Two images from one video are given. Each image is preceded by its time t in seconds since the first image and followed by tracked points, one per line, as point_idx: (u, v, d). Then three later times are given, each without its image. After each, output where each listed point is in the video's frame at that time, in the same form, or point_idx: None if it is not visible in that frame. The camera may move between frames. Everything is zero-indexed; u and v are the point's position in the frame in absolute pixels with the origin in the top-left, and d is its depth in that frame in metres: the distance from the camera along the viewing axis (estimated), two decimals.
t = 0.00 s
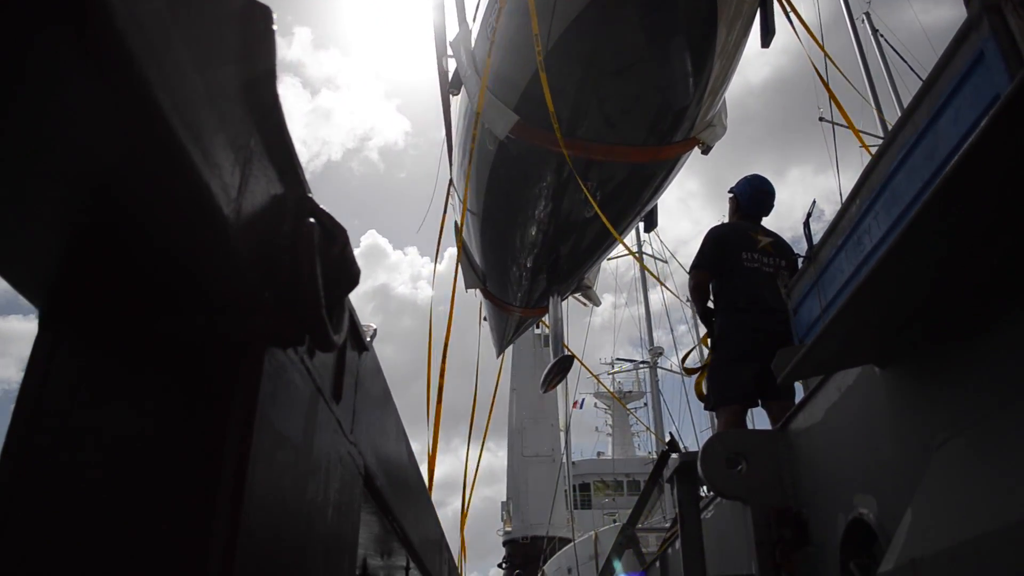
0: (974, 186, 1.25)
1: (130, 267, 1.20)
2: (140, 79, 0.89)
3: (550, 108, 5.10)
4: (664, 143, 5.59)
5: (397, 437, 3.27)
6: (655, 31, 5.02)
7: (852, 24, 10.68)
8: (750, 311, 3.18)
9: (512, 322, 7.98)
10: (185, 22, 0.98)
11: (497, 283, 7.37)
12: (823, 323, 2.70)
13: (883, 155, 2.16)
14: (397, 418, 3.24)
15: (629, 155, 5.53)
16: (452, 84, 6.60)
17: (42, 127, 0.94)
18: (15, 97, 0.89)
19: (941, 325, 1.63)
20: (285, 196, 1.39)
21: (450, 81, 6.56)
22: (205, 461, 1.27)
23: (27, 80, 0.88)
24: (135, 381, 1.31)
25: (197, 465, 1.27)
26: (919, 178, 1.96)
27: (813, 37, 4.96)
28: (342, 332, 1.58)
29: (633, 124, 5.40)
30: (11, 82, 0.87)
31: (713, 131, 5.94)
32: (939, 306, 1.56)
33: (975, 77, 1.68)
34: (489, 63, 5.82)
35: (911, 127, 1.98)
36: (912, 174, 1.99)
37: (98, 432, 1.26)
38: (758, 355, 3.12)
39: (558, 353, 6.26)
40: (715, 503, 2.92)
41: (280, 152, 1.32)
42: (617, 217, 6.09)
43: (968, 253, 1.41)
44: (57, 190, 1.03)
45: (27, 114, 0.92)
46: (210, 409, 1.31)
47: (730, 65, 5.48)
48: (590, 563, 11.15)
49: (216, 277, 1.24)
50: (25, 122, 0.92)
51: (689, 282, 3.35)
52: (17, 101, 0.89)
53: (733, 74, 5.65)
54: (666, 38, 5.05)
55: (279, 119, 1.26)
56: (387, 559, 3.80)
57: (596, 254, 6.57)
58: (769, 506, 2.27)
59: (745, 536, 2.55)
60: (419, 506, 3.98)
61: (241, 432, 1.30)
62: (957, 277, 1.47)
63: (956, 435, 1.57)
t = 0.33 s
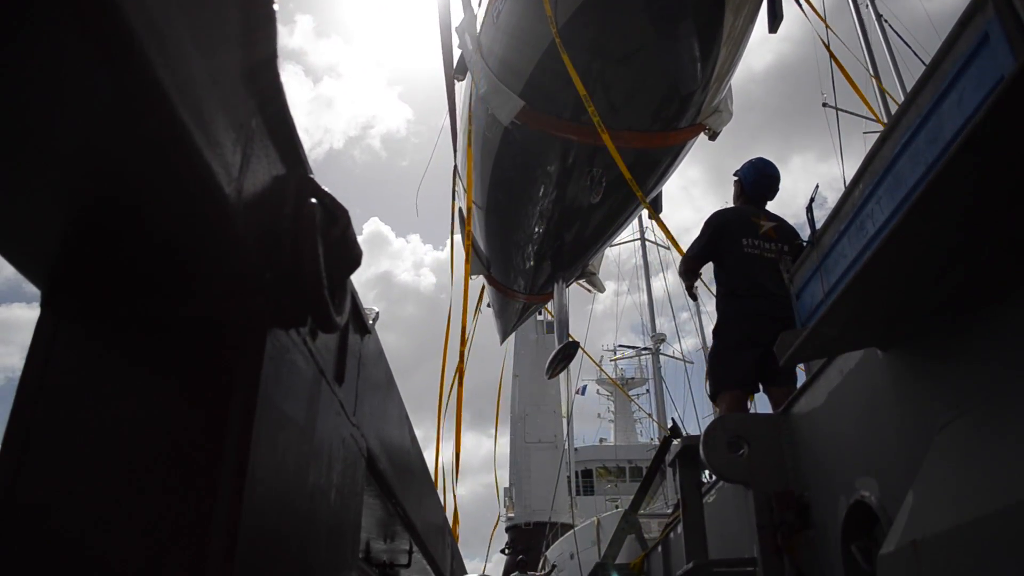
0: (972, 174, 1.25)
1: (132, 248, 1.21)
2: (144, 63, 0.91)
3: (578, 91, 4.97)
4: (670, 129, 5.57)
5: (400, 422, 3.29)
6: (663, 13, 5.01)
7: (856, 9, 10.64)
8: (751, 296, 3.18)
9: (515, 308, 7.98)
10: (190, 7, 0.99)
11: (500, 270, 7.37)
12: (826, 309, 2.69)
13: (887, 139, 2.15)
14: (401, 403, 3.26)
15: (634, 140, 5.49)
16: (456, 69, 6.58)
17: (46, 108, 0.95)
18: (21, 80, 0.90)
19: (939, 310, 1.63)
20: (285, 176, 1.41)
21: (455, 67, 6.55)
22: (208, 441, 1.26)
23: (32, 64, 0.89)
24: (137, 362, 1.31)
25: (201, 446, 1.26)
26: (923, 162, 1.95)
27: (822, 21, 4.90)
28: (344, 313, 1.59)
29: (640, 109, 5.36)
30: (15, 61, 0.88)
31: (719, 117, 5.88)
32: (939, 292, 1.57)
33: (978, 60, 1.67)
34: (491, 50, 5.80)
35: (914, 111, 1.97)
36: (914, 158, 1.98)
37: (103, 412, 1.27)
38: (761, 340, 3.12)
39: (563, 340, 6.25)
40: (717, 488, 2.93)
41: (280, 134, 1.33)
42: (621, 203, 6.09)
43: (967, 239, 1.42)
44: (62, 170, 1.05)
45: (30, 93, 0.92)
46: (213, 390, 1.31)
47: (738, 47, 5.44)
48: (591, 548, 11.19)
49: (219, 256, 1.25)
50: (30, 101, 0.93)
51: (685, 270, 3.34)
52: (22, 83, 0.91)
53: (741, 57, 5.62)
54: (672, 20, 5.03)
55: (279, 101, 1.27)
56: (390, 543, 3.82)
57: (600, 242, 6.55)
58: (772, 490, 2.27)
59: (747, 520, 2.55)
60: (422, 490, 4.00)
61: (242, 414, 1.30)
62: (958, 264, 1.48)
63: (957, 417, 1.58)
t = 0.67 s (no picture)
0: (972, 157, 1.26)
1: (134, 222, 1.22)
2: (148, 41, 0.91)
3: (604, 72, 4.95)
4: (674, 114, 5.58)
5: (402, 405, 3.29)
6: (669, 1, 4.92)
7: None
8: (752, 280, 3.18)
9: (516, 293, 7.98)
10: None
11: (503, 255, 7.36)
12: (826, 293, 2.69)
13: (889, 123, 2.14)
14: (402, 386, 3.27)
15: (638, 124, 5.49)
16: (459, 52, 6.56)
17: (48, 84, 0.95)
18: (26, 58, 0.91)
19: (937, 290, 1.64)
20: (286, 151, 1.42)
21: (458, 51, 6.52)
22: (210, 420, 1.28)
23: (37, 44, 0.89)
24: (138, 339, 1.31)
25: (203, 425, 1.28)
26: (925, 147, 1.94)
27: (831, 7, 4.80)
28: (345, 291, 1.60)
29: (643, 94, 5.36)
30: (15, 37, 0.87)
31: (723, 102, 5.86)
32: (936, 273, 1.57)
33: (981, 44, 1.66)
34: (496, 34, 5.76)
35: (917, 95, 1.96)
36: (916, 143, 1.97)
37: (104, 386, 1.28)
38: (762, 324, 3.12)
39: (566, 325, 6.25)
40: (717, 470, 2.93)
41: (280, 109, 1.34)
42: (623, 189, 6.08)
43: (968, 223, 1.42)
44: (63, 146, 1.05)
45: (31, 67, 0.92)
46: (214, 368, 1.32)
47: (743, 33, 5.36)
48: (590, 533, 11.23)
49: (221, 228, 1.27)
50: (33, 79, 0.94)
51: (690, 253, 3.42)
52: (27, 62, 0.91)
53: (746, 42, 5.56)
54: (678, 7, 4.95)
55: (279, 78, 1.28)
56: (391, 525, 3.84)
57: (603, 228, 6.54)
58: (772, 473, 2.28)
59: (747, 503, 2.55)
60: (423, 473, 4.02)
61: (244, 394, 1.32)
62: (955, 246, 1.48)
63: (957, 398, 1.58)
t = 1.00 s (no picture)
0: (971, 141, 1.26)
1: (132, 200, 1.22)
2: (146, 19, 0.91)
3: (604, 61, 4.96)
4: (676, 101, 5.57)
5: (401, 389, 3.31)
6: None
7: None
8: (752, 266, 3.18)
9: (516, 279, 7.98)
10: None
11: (503, 241, 7.37)
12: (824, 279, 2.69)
13: (889, 110, 2.13)
14: (401, 370, 3.27)
15: (640, 112, 5.48)
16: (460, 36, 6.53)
17: (47, 61, 0.95)
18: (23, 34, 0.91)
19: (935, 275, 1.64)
20: (284, 130, 1.42)
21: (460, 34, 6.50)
22: (208, 399, 1.29)
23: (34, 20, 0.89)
24: (135, 317, 1.31)
25: (201, 404, 1.29)
26: (923, 134, 1.94)
27: None
28: (343, 271, 1.60)
29: (644, 81, 5.35)
30: (15, 16, 0.87)
31: (725, 89, 5.84)
32: (933, 257, 1.58)
33: (982, 29, 1.65)
34: (497, 19, 5.73)
35: (917, 81, 1.95)
36: (915, 130, 1.96)
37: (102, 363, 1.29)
38: (760, 310, 3.13)
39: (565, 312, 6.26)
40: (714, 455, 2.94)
41: (279, 88, 1.34)
42: (623, 175, 6.07)
43: (966, 207, 1.42)
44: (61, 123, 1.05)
45: (28, 44, 0.92)
46: (212, 347, 1.32)
47: (745, 20, 5.33)
48: (586, 519, 11.28)
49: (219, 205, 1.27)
50: (31, 55, 0.94)
51: (686, 241, 3.45)
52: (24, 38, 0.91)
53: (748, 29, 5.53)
54: None
55: (278, 57, 1.27)
56: (389, 508, 3.86)
57: (603, 214, 6.53)
58: (768, 457, 2.29)
59: (744, 488, 2.56)
60: (422, 456, 4.04)
61: (241, 375, 1.32)
62: (952, 231, 1.49)
63: (954, 382, 1.58)
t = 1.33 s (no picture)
0: (972, 124, 1.25)
1: (132, 181, 1.22)
2: None
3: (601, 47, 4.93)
4: (678, 87, 5.55)
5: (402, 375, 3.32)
6: None
7: None
8: (753, 253, 3.18)
9: (516, 266, 7.98)
10: None
11: (503, 228, 7.36)
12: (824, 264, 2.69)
13: (890, 95, 2.12)
14: (402, 356, 3.27)
15: (641, 99, 5.46)
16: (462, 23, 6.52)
17: (45, 42, 0.95)
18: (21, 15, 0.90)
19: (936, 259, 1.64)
20: (285, 113, 1.41)
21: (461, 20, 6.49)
22: (209, 381, 1.29)
23: None
24: (136, 299, 1.31)
25: (202, 385, 1.29)
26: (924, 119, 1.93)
27: None
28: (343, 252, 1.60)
29: (645, 68, 5.33)
30: None
31: (726, 76, 5.82)
32: (933, 241, 1.58)
33: (984, 13, 1.64)
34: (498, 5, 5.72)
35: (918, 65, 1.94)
36: (916, 115, 1.96)
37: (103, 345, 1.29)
38: (761, 296, 3.13)
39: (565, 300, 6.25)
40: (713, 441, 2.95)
41: (279, 70, 1.33)
42: (625, 163, 6.05)
43: (967, 190, 1.42)
44: (61, 104, 1.05)
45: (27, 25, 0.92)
46: (213, 329, 1.32)
47: (747, 7, 5.31)
48: (586, 506, 11.33)
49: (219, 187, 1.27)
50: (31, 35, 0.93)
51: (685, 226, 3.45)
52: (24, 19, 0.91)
53: (749, 16, 5.51)
54: None
55: (278, 38, 1.27)
56: (389, 493, 3.88)
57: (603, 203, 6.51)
58: (767, 442, 2.29)
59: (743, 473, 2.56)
60: (422, 442, 4.05)
61: (241, 356, 1.33)
62: (952, 215, 1.49)
63: (955, 365, 1.58)
